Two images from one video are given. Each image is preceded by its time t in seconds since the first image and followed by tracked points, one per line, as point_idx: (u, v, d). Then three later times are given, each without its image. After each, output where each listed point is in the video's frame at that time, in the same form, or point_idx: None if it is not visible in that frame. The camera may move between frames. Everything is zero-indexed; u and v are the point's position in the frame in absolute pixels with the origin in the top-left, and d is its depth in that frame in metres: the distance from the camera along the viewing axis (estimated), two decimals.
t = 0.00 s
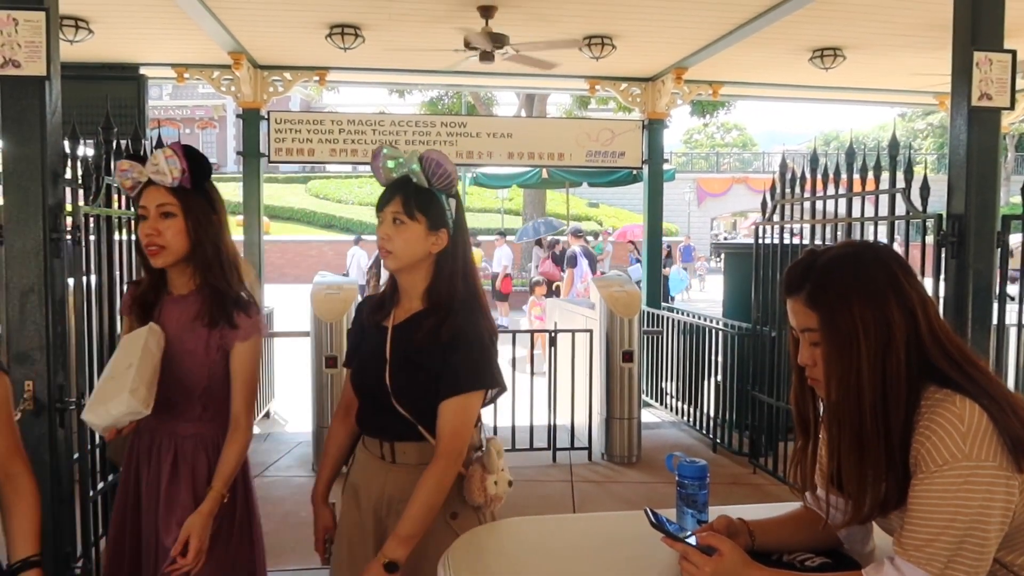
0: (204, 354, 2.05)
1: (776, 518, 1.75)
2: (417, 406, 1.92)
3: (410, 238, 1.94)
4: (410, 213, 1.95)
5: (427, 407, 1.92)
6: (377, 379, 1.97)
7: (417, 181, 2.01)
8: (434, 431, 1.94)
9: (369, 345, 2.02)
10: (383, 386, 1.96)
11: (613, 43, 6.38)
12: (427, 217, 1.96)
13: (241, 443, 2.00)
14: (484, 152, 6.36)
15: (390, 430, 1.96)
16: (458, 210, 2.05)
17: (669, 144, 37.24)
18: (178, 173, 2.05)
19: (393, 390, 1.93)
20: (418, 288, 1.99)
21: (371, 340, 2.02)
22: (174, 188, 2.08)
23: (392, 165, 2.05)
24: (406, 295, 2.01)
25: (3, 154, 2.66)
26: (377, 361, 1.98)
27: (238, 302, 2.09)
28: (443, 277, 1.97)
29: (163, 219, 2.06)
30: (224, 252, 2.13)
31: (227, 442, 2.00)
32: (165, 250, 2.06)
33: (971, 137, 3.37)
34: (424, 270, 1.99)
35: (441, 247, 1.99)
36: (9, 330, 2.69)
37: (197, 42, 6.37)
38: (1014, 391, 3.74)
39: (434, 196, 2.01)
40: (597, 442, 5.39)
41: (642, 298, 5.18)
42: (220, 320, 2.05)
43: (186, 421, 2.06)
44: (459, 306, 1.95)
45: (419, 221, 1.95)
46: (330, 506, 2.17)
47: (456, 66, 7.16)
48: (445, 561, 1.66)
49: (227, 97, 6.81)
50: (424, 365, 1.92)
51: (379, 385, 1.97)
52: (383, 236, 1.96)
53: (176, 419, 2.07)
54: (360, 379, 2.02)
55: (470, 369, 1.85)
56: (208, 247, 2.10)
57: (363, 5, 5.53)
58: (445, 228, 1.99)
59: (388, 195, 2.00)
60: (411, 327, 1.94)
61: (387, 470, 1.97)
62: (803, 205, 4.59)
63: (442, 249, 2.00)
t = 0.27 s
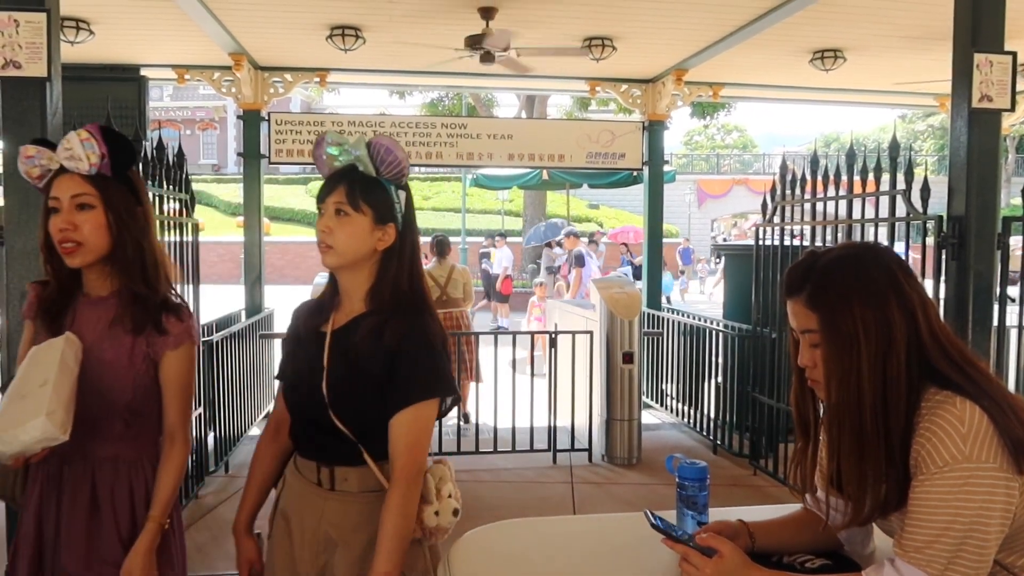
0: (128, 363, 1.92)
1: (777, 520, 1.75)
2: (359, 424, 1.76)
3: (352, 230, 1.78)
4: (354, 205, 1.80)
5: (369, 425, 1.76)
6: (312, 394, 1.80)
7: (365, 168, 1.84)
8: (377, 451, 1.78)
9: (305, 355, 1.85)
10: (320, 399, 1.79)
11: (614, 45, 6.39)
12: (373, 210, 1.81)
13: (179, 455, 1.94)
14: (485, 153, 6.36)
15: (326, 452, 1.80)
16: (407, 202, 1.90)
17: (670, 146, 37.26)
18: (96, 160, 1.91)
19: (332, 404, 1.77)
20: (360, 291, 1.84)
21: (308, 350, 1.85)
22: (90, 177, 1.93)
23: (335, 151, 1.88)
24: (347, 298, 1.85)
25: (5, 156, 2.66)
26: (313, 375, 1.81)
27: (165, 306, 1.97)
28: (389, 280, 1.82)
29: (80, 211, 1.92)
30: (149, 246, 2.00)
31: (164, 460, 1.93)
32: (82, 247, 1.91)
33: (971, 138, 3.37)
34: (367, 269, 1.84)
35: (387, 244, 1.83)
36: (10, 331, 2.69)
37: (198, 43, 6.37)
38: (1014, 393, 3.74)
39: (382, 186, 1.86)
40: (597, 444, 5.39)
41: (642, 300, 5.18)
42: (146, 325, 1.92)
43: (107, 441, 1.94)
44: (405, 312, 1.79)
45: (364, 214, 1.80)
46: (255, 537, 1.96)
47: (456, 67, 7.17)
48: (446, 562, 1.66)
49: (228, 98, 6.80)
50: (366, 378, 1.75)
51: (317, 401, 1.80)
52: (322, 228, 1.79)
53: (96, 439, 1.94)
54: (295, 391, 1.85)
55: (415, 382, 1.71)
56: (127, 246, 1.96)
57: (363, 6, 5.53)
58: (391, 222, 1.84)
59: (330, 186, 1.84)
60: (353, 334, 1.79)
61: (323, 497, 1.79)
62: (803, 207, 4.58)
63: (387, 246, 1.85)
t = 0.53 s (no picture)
0: (43, 396, 1.68)
1: (777, 519, 1.75)
2: (320, 441, 1.61)
3: (309, 229, 1.63)
4: (309, 202, 1.64)
5: (332, 443, 1.61)
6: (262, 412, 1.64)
7: (318, 161, 1.69)
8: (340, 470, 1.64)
9: (253, 369, 1.69)
10: (275, 416, 1.63)
11: (614, 44, 6.39)
12: (330, 207, 1.66)
13: (110, 494, 1.73)
14: (484, 153, 6.36)
15: (281, 476, 1.64)
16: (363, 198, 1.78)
17: (670, 145, 37.28)
18: (6, 153, 1.67)
19: (289, 423, 1.61)
20: (316, 296, 1.69)
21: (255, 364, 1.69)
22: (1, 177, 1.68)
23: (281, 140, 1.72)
24: (299, 303, 1.70)
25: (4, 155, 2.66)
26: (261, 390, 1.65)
27: (86, 327, 1.75)
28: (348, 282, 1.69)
29: None
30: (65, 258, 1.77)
31: (89, 504, 1.72)
32: None
33: (970, 138, 3.37)
34: (322, 271, 1.70)
35: (344, 243, 1.70)
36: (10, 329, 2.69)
37: (197, 43, 6.37)
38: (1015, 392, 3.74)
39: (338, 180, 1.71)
40: (597, 443, 5.39)
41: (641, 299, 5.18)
42: (65, 349, 1.70)
43: (22, 487, 1.72)
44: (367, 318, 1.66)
45: (320, 211, 1.65)
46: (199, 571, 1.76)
47: (456, 67, 7.16)
48: (445, 561, 1.66)
49: (227, 98, 6.80)
50: (327, 392, 1.60)
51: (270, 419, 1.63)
52: (274, 227, 1.63)
53: (11, 485, 1.72)
54: (244, 410, 1.68)
55: (384, 397, 1.57)
56: (44, 256, 1.73)
57: (363, 6, 5.53)
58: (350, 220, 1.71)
59: (279, 179, 1.67)
60: (310, 344, 1.64)
61: (278, 521, 1.63)
62: (803, 207, 4.58)
63: (345, 245, 1.71)
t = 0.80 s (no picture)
0: None
1: (776, 517, 1.75)
2: (284, 479, 1.42)
3: (275, 236, 1.46)
4: (280, 207, 1.47)
5: (298, 481, 1.42)
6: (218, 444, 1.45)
7: (287, 158, 1.51)
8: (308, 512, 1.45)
9: (211, 393, 1.50)
10: (233, 450, 1.44)
11: (614, 43, 6.38)
12: (303, 212, 1.49)
13: (15, 549, 1.44)
14: (484, 151, 6.36)
15: (239, 518, 1.45)
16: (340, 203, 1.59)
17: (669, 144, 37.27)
18: None
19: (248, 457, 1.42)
20: (284, 311, 1.51)
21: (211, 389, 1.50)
22: None
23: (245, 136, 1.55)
24: (265, 317, 1.51)
25: (2, 152, 2.65)
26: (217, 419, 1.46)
27: None
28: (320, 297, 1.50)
29: None
30: None
31: None
32: None
33: (970, 137, 3.36)
34: (292, 284, 1.52)
35: (317, 252, 1.52)
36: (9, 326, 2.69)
37: (196, 41, 6.36)
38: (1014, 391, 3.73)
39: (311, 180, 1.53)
40: (596, 442, 5.39)
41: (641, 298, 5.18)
42: None
43: None
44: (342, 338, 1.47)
45: (292, 216, 1.48)
46: None
47: (456, 65, 7.16)
48: (445, 559, 1.66)
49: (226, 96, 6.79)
50: (294, 424, 1.41)
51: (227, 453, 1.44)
52: (235, 233, 1.46)
53: None
54: (197, 441, 1.49)
55: (360, 431, 1.38)
56: None
57: (363, 4, 5.52)
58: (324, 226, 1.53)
59: (242, 181, 1.50)
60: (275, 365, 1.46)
61: (228, 569, 1.45)
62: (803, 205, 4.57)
63: (318, 254, 1.53)
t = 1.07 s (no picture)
0: None
1: (774, 514, 1.76)
2: (235, 513, 1.26)
3: (221, 224, 1.29)
4: (226, 185, 1.31)
5: (249, 515, 1.26)
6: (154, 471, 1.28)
7: (239, 128, 1.38)
8: (258, 549, 1.29)
9: (148, 412, 1.33)
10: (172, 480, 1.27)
11: (612, 40, 6.37)
12: (253, 193, 1.33)
13: None
14: (483, 148, 6.36)
15: (180, 558, 1.29)
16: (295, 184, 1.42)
17: (668, 141, 37.26)
18: None
19: (190, 488, 1.25)
20: (233, 310, 1.35)
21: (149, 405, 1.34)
22: None
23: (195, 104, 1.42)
24: (209, 321, 1.36)
25: None
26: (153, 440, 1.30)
27: None
28: (275, 295, 1.35)
29: None
30: None
31: None
32: None
33: (968, 134, 3.36)
34: (240, 280, 1.36)
35: (270, 243, 1.36)
36: (7, 324, 2.69)
37: (194, 37, 6.34)
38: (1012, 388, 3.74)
39: (264, 154, 1.38)
40: (595, 439, 5.39)
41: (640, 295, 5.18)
42: None
43: None
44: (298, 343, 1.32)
45: (241, 198, 1.32)
46: None
47: (454, 62, 7.14)
48: (444, 556, 1.66)
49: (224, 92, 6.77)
50: (243, 448, 1.25)
51: (164, 484, 1.28)
52: (175, 220, 1.29)
53: None
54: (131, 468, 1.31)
55: (321, 450, 1.24)
56: None
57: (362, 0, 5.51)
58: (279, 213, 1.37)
59: (187, 155, 1.35)
60: (223, 376, 1.30)
61: None
62: (801, 202, 4.57)
63: (273, 245, 1.37)
